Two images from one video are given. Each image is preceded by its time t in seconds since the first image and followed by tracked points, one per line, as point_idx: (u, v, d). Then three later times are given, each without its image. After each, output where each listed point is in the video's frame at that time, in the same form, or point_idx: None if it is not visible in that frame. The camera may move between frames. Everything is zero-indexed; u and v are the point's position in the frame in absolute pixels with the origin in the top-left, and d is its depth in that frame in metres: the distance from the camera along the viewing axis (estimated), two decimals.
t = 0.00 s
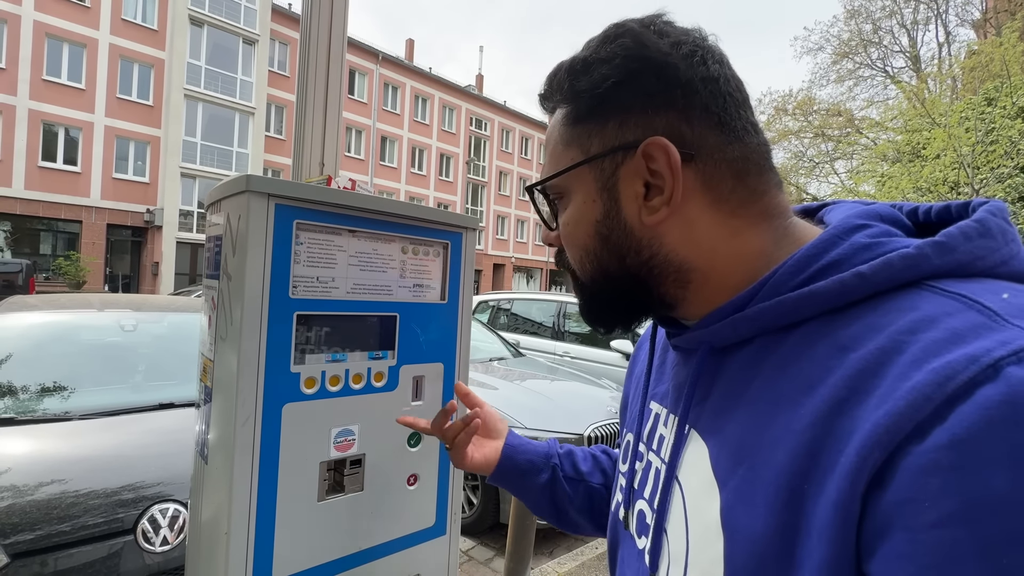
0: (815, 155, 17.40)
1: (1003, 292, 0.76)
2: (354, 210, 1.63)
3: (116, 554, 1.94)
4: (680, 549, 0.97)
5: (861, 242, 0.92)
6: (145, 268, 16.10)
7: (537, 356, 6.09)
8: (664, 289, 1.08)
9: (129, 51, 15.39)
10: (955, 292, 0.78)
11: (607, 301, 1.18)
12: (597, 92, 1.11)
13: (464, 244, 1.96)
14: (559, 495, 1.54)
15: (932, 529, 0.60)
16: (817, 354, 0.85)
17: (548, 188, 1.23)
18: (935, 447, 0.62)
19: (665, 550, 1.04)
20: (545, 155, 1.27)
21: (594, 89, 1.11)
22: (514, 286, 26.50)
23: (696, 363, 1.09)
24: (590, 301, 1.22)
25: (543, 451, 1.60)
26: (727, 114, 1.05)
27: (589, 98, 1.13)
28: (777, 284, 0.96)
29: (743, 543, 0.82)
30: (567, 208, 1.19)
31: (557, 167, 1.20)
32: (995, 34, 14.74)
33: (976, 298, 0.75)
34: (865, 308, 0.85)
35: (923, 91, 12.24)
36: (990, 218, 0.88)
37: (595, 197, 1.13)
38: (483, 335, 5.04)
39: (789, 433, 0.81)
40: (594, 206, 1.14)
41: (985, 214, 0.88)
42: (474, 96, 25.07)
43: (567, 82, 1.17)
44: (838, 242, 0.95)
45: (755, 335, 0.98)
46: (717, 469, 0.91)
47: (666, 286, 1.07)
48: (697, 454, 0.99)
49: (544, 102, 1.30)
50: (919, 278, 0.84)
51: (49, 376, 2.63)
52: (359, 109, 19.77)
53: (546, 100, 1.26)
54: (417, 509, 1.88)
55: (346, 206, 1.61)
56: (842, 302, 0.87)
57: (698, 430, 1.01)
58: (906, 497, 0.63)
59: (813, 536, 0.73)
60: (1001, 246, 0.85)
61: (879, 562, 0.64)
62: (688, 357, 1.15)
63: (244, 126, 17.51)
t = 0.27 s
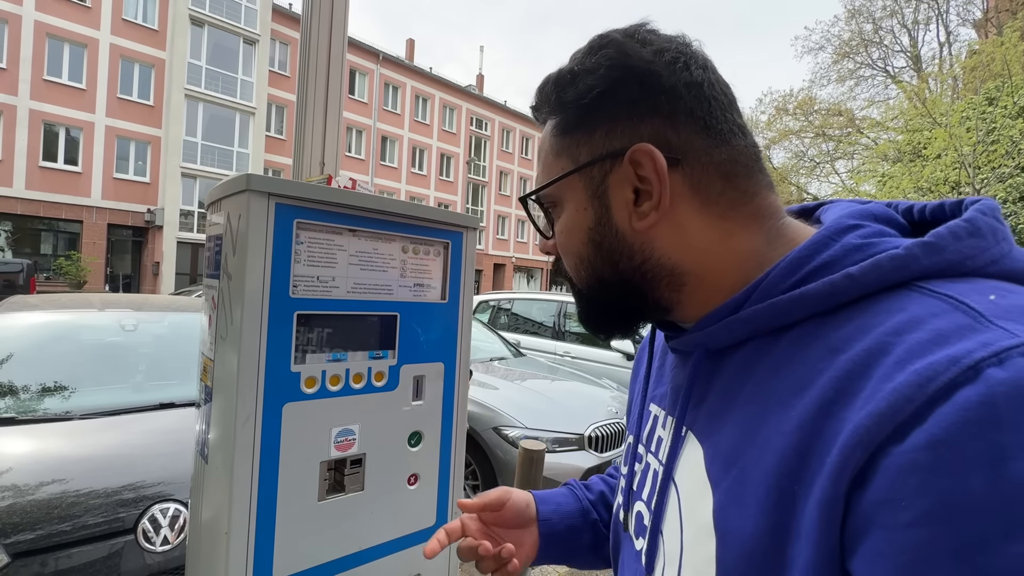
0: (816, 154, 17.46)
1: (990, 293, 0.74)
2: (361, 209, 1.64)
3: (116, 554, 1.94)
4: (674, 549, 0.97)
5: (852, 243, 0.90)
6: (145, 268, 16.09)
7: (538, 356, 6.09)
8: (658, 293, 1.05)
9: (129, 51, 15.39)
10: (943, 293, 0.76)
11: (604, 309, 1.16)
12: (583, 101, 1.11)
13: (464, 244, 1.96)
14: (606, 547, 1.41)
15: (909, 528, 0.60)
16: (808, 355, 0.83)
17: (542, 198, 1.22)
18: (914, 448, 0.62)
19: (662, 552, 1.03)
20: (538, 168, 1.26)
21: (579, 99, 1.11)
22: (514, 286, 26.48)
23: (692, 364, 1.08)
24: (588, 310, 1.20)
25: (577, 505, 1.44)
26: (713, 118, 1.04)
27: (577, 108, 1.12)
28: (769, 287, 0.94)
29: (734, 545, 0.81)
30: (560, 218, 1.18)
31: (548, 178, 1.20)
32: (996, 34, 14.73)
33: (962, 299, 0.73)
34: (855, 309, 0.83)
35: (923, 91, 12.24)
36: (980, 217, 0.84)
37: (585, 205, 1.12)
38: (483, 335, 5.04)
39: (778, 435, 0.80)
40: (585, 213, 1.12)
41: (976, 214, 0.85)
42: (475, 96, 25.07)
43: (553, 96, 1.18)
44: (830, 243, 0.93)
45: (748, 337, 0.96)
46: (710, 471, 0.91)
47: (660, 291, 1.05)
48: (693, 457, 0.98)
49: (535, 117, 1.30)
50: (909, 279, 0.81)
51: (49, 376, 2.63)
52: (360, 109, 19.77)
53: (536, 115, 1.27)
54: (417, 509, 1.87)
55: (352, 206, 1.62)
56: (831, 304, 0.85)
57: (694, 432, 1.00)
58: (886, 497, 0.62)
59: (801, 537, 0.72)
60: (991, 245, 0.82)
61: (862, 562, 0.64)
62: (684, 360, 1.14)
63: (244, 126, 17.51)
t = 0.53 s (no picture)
0: (816, 154, 17.49)
1: (979, 293, 0.73)
2: (366, 210, 1.65)
3: (117, 553, 1.94)
4: (673, 550, 0.97)
5: (844, 244, 0.88)
6: (146, 268, 16.10)
7: (538, 356, 6.09)
8: (652, 297, 1.04)
9: (130, 51, 15.39)
10: (929, 293, 0.75)
11: (601, 316, 1.15)
12: (569, 112, 1.11)
13: (466, 244, 1.96)
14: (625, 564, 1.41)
15: (893, 529, 0.60)
16: (798, 355, 0.83)
17: (535, 208, 1.22)
18: (898, 449, 0.61)
19: (661, 553, 1.03)
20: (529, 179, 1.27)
21: (566, 110, 1.11)
22: (515, 286, 26.47)
23: (689, 366, 1.07)
24: (585, 318, 1.19)
25: (595, 523, 1.44)
26: (698, 122, 1.03)
27: (564, 119, 1.12)
28: (762, 289, 0.93)
29: (728, 546, 0.81)
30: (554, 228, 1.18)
31: (539, 190, 1.20)
32: (997, 34, 14.72)
33: (950, 298, 0.72)
34: (845, 310, 0.82)
35: (923, 91, 12.25)
36: (970, 216, 0.83)
37: (577, 214, 1.12)
38: (484, 335, 5.04)
39: (769, 435, 0.80)
40: (577, 222, 1.12)
41: (965, 212, 0.84)
42: (475, 96, 25.07)
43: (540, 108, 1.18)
44: (822, 244, 0.91)
45: (743, 339, 0.95)
46: (706, 473, 0.91)
47: (655, 295, 1.04)
48: (690, 458, 0.98)
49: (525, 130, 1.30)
50: (897, 280, 0.80)
51: (50, 376, 2.63)
52: (360, 109, 19.77)
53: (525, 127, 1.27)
54: (418, 508, 1.87)
55: (355, 206, 1.62)
56: (822, 305, 0.84)
57: (691, 433, 1.00)
58: (869, 499, 0.62)
59: (791, 537, 0.72)
60: (981, 243, 0.80)
61: (849, 562, 0.64)
62: (683, 362, 1.13)
63: (244, 126, 17.51)
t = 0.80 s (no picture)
0: (816, 154, 17.52)
1: (975, 295, 0.73)
2: (364, 210, 1.64)
3: (117, 554, 1.95)
4: (673, 552, 0.97)
5: (840, 246, 0.88)
6: (145, 267, 16.11)
7: (538, 356, 6.10)
8: (650, 302, 1.04)
9: (130, 51, 15.32)
10: (928, 296, 0.75)
11: (600, 321, 1.15)
12: (561, 120, 1.12)
13: (466, 244, 1.96)
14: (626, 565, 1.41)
15: (890, 533, 0.60)
16: (798, 358, 0.83)
17: (531, 215, 1.22)
18: (896, 453, 0.61)
19: (662, 555, 1.03)
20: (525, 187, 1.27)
21: (557, 118, 1.12)
22: (515, 286, 26.47)
23: (688, 369, 1.07)
24: (584, 324, 1.19)
25: (594, 523, 1.44)
26: (690, 126, 1.03)
27: (556, 127, 1.13)
28: (760, 292, 0.93)
29: (728, 549, 0.81)
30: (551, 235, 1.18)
31: (535, 197, 1.20)
32: (997, 34, 14.73)
33: (947, 301, 0.72)
34: (843, 313, 0.82)
35: (923, 91, 12.24)
36: (967, 217, 0.83)
37: (572, 220, 1.12)
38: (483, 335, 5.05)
39: (768, 439, 0.80)
40: (574, 228, 1.12)
41: (963, 213, 0.83)
42: (475, 96, 25.07)
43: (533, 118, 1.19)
44: (821, 245, 0.91)
45: (743, 341, 0.95)
46: (705, 477, 0.91)
47: (652, 300, 1.04)
48: (691, 461, 0.98)
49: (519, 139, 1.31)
50: (897, 282, 0.80)
51: (50, 376, 2.63)
52: (360, 109, 19.77)
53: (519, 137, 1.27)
54: (419, 509, 1.88)
55: (354, 206, 1.62)
56: (819, 308, 0.84)
57: (691, 436, 1.00)
58: (867, 503, 0.62)
59: (792, 540, 0.72)
60: (979, 245, 0.80)
61: (847, 565, 0.64)
62: (682, 364, 1.13)
63: (244, 126, 17.49)
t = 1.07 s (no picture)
0: (815, 155, 17.51)
1: (972, 297, 0.73)
2: (363, 211, 1.64)
3: (117, 554, 1.96)
4: (674, 554, 0.97)
5: (838, 248, 0.89)
6: (144, 268, 16.10)
7: (538, 356, 6.11)
8: (649, 304, 1.05)
9: (129, 52, 15.35)
10: (926, 298, 0.75)
11: (599, 324, 1.15)
12: (557, 124, 1.12)
13: (466, 244, 1.96)
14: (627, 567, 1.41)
15: (888, 535, 0.60)
16: (796, 361, 0.83)
17: (528, 220, 1.22)
18: (893, 455, 0.62)
19: (662, 557, 1.03)
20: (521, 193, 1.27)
21: (553, 122, 1.12)
22: (514, 286, 26.47)
23: (688, 371, 1.07)
24: (582, 327, 1.19)
25: (595, 525, 1.44)
26: (685, 129, 1.04)
27: (552, 132, 1.13)
28: (758, 294, 0.93)
29: (728, 550, 0.82)
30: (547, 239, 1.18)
31: (531, 202, 1.20)
32: (995, 35, 14.75)
33: (945, 304, 0.72)
34: (841, 315, 0.82)
35: (922, 92, 12.25)
36: (963, 219, 0.83)
37: (569, 223, 1.12)
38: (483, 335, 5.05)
39: (768, 441, 0.80)
40: (571, 231, 1.12)
41: (959, 214, 0.84)
42: (474, 96, 25.08)
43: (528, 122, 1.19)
44: (818, 248, 0.92)
45: (741, 343, 0.95)
46: (706, 479, 0.91)
47: (651, 302, 1.04)
48: (691, 463, 0.98)
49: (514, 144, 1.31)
50: (895, 284, 0.80)
51: (49, 376, 2.63)
52: (360, 110, 19.79)
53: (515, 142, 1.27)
54: (419, 510, 1.88)
55: (352, 206, 1.62)
56: (818, 311, 0.85)
57: (692, 438, 1.00)
58: (866, 505, 0.63)
59: (791, 541, 0.73)
60: (975, 247, 0.81)
61: (846, 566, 0.64)
62: (681, 367, 1.13)
63: (244, 126, 17.49)
